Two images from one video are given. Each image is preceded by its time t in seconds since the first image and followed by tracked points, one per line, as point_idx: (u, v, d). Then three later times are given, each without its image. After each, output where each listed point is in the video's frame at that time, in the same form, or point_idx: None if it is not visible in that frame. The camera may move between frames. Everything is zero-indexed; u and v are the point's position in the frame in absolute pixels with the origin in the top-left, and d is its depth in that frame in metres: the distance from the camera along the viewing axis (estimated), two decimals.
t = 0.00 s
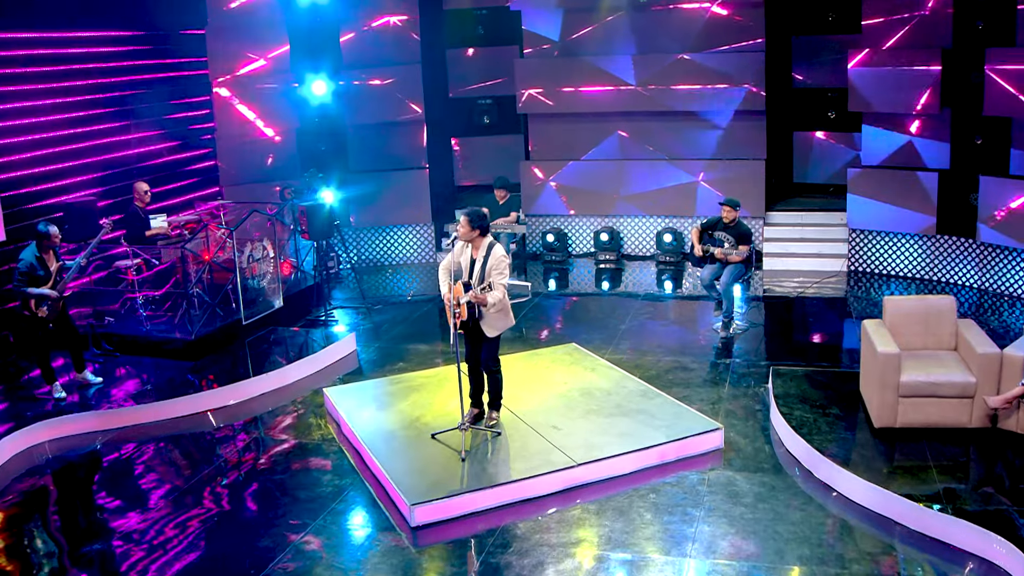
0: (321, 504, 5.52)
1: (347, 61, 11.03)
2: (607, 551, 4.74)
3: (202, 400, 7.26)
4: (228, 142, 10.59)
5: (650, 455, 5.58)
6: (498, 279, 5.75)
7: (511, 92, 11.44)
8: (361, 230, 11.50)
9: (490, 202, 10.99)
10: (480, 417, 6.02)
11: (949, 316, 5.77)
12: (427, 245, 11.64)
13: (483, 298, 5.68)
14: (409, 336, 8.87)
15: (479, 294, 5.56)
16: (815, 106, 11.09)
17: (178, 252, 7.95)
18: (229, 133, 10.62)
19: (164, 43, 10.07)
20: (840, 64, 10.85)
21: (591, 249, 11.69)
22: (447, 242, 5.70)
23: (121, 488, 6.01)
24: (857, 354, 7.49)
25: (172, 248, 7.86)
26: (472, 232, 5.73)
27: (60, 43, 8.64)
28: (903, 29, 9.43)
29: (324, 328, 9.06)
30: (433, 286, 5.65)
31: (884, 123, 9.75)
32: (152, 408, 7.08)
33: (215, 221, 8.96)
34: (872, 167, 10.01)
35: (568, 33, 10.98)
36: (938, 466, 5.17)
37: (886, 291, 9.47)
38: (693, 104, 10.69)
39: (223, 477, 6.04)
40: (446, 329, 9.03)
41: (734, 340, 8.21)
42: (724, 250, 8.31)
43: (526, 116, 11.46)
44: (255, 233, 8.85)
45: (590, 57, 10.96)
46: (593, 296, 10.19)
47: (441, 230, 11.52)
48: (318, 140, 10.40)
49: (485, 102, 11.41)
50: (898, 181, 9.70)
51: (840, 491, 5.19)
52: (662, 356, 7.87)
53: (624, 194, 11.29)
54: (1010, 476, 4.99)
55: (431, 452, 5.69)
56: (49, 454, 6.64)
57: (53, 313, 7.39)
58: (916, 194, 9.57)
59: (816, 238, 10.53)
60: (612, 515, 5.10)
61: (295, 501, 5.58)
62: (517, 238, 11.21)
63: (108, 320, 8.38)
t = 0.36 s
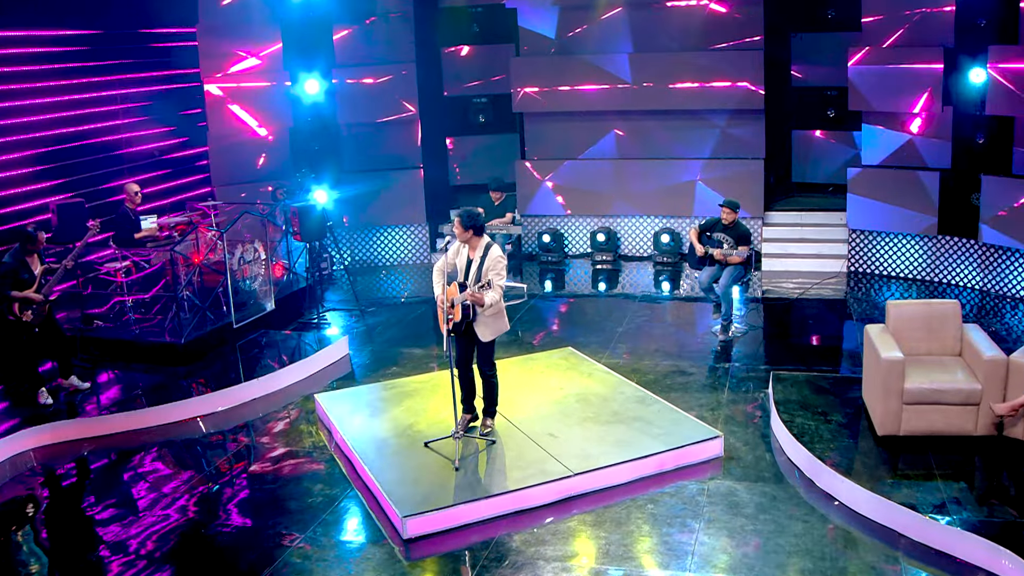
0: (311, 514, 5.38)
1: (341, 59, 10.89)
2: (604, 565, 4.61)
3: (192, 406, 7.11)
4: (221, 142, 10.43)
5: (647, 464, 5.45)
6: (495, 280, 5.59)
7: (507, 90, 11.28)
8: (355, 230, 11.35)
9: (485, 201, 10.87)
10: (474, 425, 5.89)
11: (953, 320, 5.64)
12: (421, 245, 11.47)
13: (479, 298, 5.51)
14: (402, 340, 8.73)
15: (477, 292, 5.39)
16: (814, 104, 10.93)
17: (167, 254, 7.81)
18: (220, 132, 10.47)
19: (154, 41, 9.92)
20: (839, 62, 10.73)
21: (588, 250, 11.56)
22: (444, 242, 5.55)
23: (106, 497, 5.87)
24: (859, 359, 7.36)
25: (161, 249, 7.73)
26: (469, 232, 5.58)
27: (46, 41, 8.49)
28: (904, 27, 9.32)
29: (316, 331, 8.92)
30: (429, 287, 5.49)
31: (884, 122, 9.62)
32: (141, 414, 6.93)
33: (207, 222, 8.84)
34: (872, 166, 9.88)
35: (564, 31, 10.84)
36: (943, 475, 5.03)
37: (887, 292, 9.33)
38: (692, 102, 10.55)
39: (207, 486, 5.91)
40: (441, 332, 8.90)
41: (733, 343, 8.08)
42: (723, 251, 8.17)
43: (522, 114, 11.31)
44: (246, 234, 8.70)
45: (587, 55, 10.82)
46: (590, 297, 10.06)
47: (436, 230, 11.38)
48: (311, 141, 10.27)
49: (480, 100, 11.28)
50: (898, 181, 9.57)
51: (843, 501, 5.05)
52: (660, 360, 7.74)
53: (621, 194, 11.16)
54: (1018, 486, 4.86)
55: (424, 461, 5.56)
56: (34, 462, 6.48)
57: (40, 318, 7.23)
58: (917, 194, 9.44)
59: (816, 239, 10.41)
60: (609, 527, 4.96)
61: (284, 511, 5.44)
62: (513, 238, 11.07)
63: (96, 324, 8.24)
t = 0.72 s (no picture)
0: (301, 523, 5.24)
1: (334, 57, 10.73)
2: None
3: (180, 412, 6.96)
4: (213, 143, 10.31)
5: (645, 472, 5.33)
6: (493, 283, 5.45)
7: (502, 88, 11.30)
8: (348, 230, 11.21)
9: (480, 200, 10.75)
10: (469, 432, 5.76)
11: (957, 324, 5.53)
12: (415, 245, 11.34)
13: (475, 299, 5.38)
14: (396, 342, 8.60)
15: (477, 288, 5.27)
16: (814, 102, 10.95)
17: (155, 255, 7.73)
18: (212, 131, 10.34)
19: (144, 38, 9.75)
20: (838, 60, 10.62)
21: (584, 250, 11.43)
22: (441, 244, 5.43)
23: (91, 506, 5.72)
24: (859, 361, 7.24)
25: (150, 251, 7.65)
26: (468, 235, 5.46)
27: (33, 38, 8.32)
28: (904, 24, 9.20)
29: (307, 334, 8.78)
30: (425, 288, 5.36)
31: (884, 121, 9.50)
32: (129, 420, 6.78)
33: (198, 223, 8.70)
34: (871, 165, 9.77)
35: (560, 28, 10.70)
36: (949, 484, 4.91)
37: (887, 293, 9.21)
38: (690, 101, 10.43)
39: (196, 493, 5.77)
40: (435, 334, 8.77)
41: (731, 345, 7.97)
42: (722, 253, 8.05)
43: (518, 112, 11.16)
44: (238, 235, 8.57)
45: (584, 52, 10.68)
46: (586, 297, 9.94)
47: (431, 230, 11.24)
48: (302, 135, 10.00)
49: (475, 98, 11.34)
50: (898, 180, 9.46)
51: (846, 511, 4.92)
52: (656, 363, 7.63)
53: (618, 193, 11.03)
54: None
55: (416, 470, 5.43)
56: (20, 470, 6.33)
57: (23, 321, 7.03)
58: (917, 193, 9.33)
59: (814, 239, 10.29)
60: (607, 539, 4.83)
61: (273, 520, 5.30)
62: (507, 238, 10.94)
63: (84, 326, 8.10)
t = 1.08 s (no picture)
0: (292, 529, 5.11)
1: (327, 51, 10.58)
2: None
3: (169, 413, 6.82)
4: (204, 137, 10.14)
5: (643, 476, 5.23)
6: (487, 275, 5.28)
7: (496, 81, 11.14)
8: (339, 225, 11.07)
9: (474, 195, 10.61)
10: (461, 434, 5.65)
11: (961, 324, 5.43)
12: (409, 240, 11.21)
13: (468, 292, 5.21)
14: (389, 340, 8.48)
15: (470, 277, 5.11)
16: (812, 95, 10.75)
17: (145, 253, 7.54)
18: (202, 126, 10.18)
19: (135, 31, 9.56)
20: (836, 53, 10.50)
21: (579, 244, 11.31)
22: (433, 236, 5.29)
23: (77, 510, 5.58)
24: (859, 359, 7.14)
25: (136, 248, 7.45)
26: (460, 226, 5.31)
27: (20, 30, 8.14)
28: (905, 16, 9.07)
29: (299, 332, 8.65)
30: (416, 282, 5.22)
31: (884, 115, 9.38)
32: (116, 422, 6.64)
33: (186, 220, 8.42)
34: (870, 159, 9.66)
35: (556, 20, 10.55)
36: (953, 488, 4.81)
37: (886, 289, 9.11)
38: (687, 94, 10.29)
39: (186, 497, 5.63)
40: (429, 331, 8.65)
41: (730, 343, 7.86)
42: (719, 250, 7.92)
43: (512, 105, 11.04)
44: (228, 231, 8.42)
45: (580, 45, 10.53)
46: (581, 293, 9.83)
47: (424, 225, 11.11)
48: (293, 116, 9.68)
49: (468, 92, 11.20)
50: (898, 175, 9.35)
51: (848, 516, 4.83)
52: (654, 362, 7.51)
53: (613, 188, 10.90)
54: None
55: (409, 473, 5.31)
56: (6, 472, 6.18)
57: (10, 319, 6.84)
58: (916, 188, 9.22)
59: (812, 234, 10.18)
60: (605, 546, 4.72)
61: (263, 525, 5.18)
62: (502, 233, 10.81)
63: (73, 325, 7.92)
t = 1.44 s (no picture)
0: (283, 526, 4.99)
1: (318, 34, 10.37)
2: None
3: (157, 405, 6.68)
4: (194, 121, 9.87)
5: (641, 471, 5.12)
6: (480, 269, 5.17)
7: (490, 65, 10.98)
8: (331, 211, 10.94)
9: (468, 180, 10.48)
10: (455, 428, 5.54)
11: (966, 315, 5.33)
12: (402, 226, 11.07)
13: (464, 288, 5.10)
14: (382, 329, 8.34)
15: (467, 273, 4.99)
16: (809, 79, 10.62)
17: (131, 241, 7.33)
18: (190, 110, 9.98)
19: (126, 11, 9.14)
20: (835, 37, 10.35)
21: (574, 230, 11.19)
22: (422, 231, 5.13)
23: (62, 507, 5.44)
24: (860, 349, 7.03)
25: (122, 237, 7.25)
26: (450, 220, 5.17)
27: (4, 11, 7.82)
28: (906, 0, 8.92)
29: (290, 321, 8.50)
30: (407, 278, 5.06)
31: (884, 100, 9.25)
32: (103, 415, 6.48)
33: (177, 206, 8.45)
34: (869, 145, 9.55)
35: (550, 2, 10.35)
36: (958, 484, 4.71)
37: (885, 276, 9.00)
38: (684, 79, 10.14)
39: (173, 493, 5.50)
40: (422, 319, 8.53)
41: (728, 332, 7.75)
42: (717, 237, 7.78)
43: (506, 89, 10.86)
44: (217, 218, 8.26)
45: (575, 28, 10.35)
46: (576, 280, 9.72)
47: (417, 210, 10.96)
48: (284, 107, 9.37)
49: (462, 75, 11.00)
50: (897, 161, 9.23)
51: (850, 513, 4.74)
52: (651, 352, 7.39)
53: (608, 173, 10.76)
54: None
55: (402, 469, 5.19)
56: None
57: None
58: (916, 174, 9.10)
59: (810, 220, 10.05)
60: (603, 544, 4.62)
61: (253, 522, 5.06)
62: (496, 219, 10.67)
63: (59, 313, 7.71)
